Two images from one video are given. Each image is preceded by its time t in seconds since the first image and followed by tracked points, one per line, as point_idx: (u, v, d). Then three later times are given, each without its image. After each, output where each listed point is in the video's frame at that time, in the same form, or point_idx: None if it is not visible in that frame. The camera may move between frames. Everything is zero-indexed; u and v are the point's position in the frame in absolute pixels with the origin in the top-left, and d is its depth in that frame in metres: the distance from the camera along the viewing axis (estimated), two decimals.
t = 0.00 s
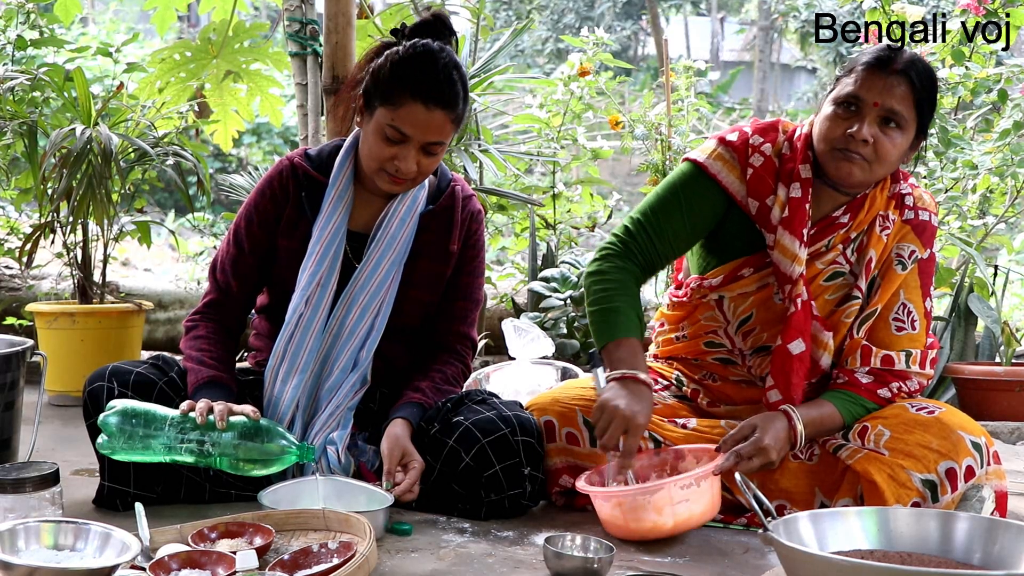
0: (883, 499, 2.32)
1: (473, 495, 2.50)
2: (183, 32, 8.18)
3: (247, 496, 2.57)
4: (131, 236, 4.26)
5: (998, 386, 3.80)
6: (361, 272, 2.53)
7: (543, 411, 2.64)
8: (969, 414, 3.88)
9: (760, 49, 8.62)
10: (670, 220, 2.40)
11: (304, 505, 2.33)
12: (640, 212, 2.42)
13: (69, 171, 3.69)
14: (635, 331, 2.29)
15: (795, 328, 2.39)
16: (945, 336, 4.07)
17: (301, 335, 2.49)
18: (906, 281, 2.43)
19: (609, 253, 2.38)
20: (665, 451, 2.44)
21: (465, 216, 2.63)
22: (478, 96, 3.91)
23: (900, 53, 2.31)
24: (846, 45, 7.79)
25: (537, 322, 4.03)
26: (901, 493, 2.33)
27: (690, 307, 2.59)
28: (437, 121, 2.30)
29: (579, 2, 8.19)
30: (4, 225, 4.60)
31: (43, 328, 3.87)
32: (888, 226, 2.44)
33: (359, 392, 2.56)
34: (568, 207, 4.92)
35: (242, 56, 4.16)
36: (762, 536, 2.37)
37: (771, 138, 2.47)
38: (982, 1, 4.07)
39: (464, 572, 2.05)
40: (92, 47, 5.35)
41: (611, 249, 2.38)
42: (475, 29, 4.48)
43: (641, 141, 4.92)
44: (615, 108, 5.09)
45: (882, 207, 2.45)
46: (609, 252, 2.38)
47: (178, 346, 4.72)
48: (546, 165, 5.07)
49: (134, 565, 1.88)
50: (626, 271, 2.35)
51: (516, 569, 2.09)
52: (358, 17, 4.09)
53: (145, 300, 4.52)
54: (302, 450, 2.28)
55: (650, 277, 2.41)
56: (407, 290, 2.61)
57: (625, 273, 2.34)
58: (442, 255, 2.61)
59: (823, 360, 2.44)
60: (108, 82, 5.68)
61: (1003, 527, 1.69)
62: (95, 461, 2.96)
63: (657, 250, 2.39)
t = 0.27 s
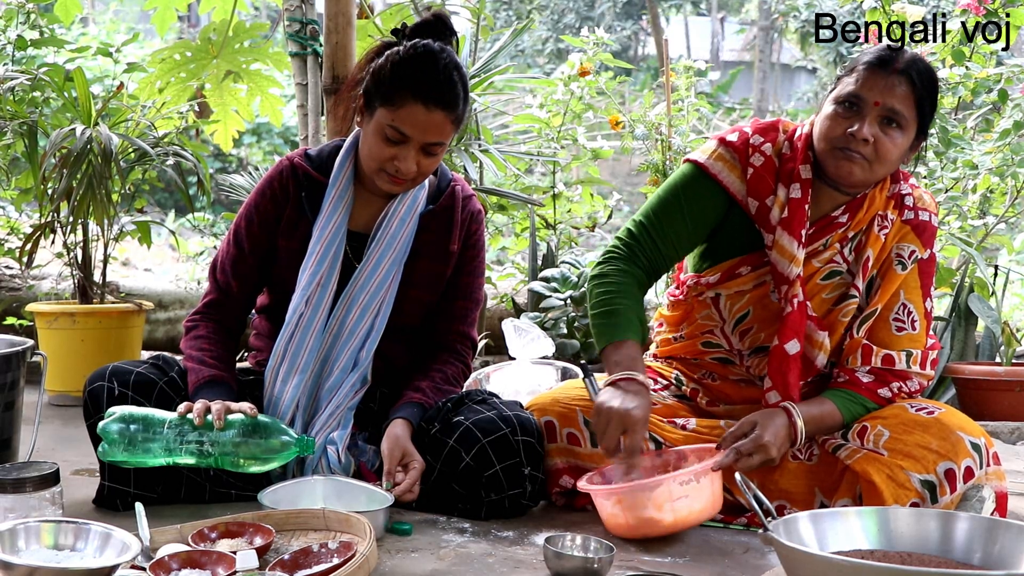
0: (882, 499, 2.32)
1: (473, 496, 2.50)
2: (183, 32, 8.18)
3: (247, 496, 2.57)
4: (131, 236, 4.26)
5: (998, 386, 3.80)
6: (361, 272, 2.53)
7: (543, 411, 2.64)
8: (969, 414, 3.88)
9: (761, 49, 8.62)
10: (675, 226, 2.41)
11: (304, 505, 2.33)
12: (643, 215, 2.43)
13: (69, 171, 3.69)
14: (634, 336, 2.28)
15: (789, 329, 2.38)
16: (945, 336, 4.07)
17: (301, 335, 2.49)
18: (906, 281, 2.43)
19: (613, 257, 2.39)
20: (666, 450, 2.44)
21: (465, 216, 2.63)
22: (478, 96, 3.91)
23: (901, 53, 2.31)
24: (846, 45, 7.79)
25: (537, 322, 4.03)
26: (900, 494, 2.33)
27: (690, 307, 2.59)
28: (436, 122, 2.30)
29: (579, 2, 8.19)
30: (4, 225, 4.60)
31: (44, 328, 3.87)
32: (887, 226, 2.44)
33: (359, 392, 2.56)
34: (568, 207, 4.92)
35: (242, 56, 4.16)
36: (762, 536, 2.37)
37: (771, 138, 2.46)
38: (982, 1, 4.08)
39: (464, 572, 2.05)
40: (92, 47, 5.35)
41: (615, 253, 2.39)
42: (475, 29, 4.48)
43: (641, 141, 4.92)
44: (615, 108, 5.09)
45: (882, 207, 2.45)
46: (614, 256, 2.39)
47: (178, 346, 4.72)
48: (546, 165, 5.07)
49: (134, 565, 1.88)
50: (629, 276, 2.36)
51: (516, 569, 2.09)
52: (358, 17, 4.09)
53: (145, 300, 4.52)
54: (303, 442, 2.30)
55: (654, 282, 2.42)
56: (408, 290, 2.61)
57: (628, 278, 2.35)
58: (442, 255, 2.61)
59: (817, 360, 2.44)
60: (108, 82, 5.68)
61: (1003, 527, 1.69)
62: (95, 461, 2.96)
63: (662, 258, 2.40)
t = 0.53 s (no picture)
0: (882, 500, 2.32)
1: (473, 495, 2.50)
2: (183, 32, 8.18)
3: (246, 496, 2.57)
4: (132, 236, 4.26)
5: (998, 386, 3.80)
6: (361, 271, 2.53)
7: (543, 411, 2.64)
8: (969, 414, 3.88)
9: (761, 48, 8.62)
10: (669, 219, 2.41)
11: (304, 505, 2.33)
12: (640, 211, 2.42)
13: (69, 171, 3.69)
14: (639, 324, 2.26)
15: (788, 328, 2.38)
16: (945, 336, 4.07)
17: (301, 334, 2.49)
18: (906, 281, 2.44)
19: (609, 251, 2.38)
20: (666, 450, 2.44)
21: (464, 215, 2.63)
22: (478, 96, 3.91)
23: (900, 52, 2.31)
24: (846, 45, 7.79)
25: (537, 322, 4.03)
26: (900, 494, 2.33)
27: (689, 307, 2.59)
28: (434, 121, 2.30)
29: (579, 2, 8.19)
30: (4, 225, 4.60)
31: (44, 328, 3.87)
32: (886, 226, 2.44)
33: (359, 392, 2.56)
34: (568, 207, 4.92)
35: (242, 57, 4.16)
36: (762, 536, 2.37)
37: (771, 138, 2.46)
38: (982, 1, 4.08)
39: (464, 572, 2.05)
40: (92, 47, 5.35)
41: (611, 247, 2.38)
42: (475, 29, 4.48)
43: (641, 141, 4.92)
44: (615, 108, 5.09)
45: (882, 207, 2.45)
46: (609, 250, 2.38)
47: (179, 346, 4.72)
48: (546, 165, 5.07)
49: (134, 565, 1.88)
50: (629, 268, 2.35)
51: (516, 569, 2.09)
52: (358, 17, 4.09)
53: (145, 300, 4.52)
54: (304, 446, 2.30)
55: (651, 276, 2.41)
56: (407, 289, 2.61)
57: (627, 270, 2.34)
58: (441, 254, 2.61)
59: (820, 360, 2.44)
60: (108, 82, 5.68)
61: (1003, 527, 1.69)
62: (95, 461, 2.96)
63: (657, 250, 2.39)
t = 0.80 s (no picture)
0: (882, 500, 2.31)
1: (473, 496, 2.49)
2: (183, 32, 8.18)
3: (247, 497, 2.57)
4: (132, 236, 4.26)
5: (998, 386, 3.80)
6: (361, 271, 2.53)
7: (543, 411, 2.64)
8: (969, 414, 3.88)
9: (761, 49, 8.62)
10: (666, 217, 2.41)
11: (305, 505, 2.33)
12: (636, 207, 2.42)
13: (70, 171, 3.69)
14: (647, 315, 2.27)
15: (787, 329, 2.38)
16: (945, 336, 4.07)
17: (302, 334, 2.49)
18: (906, 281, 2.44)
19: (605, 247, 2.37)
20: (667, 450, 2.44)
21: (464, 216, 2.62)
22: (478, 96, 3.91)
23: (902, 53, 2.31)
24: (846, 45, 7.80)
25: (537, 322, 4.03)
26: (899, 495, 2.33)
27: (689, 307, 2.59)
28: (434, 122, 2.30)
29: (579, 2, 8.19)
30: (4, 226, 4.59)
31: (44, 328, 3.87)
32: (886, 226, 2.44)
33: (359, 392, 2.56)
34: (568, 208, 4.92)
35: (242, 57, 4.16)
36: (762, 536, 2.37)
37: (769, 138, 2.47)
38: (982, 1, 4.08)
39: (464, 572, 2.05)
40: (92, 47, 5.35)
41: (607, 243, 2.37)
42: (475, 30, 4.48)
43: (642, 141, 4.93)
44: (615, 109, 5.09)
45: (882, 207, 2.45)
46: (607, 245, 2.37)
47: (179, 347, 4.72)
48: (546, 165, 5.07)
49: (134, 566, 1.88)
50: (627, 261, 2.35)
51: (517, 570, 2.09)
52: (358, 17, 4.09)
53: (145, 300, 4.52)
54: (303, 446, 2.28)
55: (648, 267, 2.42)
56: (407, 289, 2.61)
57: (627, 265, 2.34)
58: (442, 254, 2.61)
59: (822, 360, 2.44)
60: (108, 83, 5.68)
61: (1003, 527, 1.69)
62: (95, 461, 2.96)
63: (653, 245, 2.39)
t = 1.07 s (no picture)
0: (882, 500, 2.31)
1: (473, 496, 2.49)
2: (184, 32, 8.19)
3: (247, 497, 2.57)
4: (132, 237, 4.26)
5: (998, 386, 3.80)
6: (361, 272, 2.53)
7: (543, 411, 2.64)
8: (969, 414, 3.88)
9: (761, 49, 8.62)
10: (665, 211, 2.41)
11: (304, 505, 2.33)
12: (634, 204, 2.43)
13: (70, 172, 3.69)
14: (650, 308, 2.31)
15: (795, 330, 2.38)
16: (945, 336, 4.07)
17: (302, 334, 2.49)
18: (906, 282, 2.43)
19: (602, 243, 2.40)
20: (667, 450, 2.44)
21: (465, 216, 2.62)
22: (478, 97, 3.91)
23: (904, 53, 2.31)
24: (846, 46, 7.80)
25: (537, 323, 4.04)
26: (900, 494, 2.33)
27: (691, 307, 2.58)
28: (435, 123, 2.30)
29: (579, 2, 8.19)
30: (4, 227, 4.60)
31: (44, 328, 3.87)
32: (888, 226, 2.44)
33: (359, 392, 2.56)
34: (568, 208, 4.92)
35: (242, 57, 4.16)
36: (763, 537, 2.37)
37: (770, 139, 2.46)
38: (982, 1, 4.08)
39: (464, 572, 2.05)
40: (93, 48, 5.35)
41: (606, 237, 2.40)
42: (476, 31, 4.48)
43: (642, 142, 4.93)
44: (615, 109, 5.09)
45: (882, 208, 2.45)
46: (605, 241, 2.40)
47: (179, 347, 4.72)
48: (547, 165, 5.07)
49: (134, 566, 1.88)
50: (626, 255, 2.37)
51: (517, 570, 2.09)
52: (359, 18, 4.09)
53: (145, 300, 4.52)
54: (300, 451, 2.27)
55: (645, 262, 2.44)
56: (407, 290, 2.61)
57: (625, 261, 2.36)
58: (442, 255, 2.61)
59: (828, 360, 2.43)
60: (108, 84, 5.69)
61: (1004, 528, 1.69)
62: (96, 462, 2.96)
63: (650, 242, 2.40)
